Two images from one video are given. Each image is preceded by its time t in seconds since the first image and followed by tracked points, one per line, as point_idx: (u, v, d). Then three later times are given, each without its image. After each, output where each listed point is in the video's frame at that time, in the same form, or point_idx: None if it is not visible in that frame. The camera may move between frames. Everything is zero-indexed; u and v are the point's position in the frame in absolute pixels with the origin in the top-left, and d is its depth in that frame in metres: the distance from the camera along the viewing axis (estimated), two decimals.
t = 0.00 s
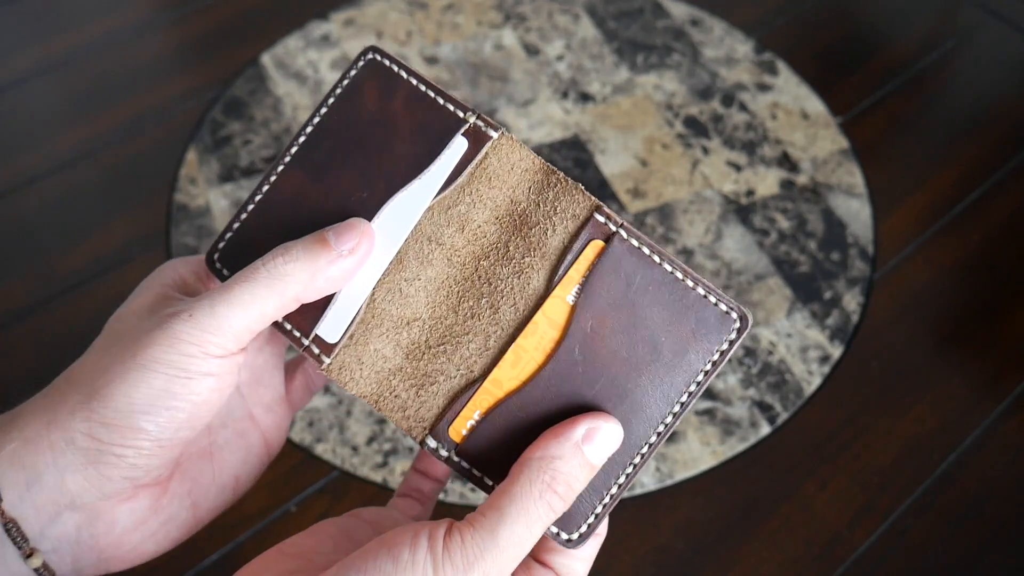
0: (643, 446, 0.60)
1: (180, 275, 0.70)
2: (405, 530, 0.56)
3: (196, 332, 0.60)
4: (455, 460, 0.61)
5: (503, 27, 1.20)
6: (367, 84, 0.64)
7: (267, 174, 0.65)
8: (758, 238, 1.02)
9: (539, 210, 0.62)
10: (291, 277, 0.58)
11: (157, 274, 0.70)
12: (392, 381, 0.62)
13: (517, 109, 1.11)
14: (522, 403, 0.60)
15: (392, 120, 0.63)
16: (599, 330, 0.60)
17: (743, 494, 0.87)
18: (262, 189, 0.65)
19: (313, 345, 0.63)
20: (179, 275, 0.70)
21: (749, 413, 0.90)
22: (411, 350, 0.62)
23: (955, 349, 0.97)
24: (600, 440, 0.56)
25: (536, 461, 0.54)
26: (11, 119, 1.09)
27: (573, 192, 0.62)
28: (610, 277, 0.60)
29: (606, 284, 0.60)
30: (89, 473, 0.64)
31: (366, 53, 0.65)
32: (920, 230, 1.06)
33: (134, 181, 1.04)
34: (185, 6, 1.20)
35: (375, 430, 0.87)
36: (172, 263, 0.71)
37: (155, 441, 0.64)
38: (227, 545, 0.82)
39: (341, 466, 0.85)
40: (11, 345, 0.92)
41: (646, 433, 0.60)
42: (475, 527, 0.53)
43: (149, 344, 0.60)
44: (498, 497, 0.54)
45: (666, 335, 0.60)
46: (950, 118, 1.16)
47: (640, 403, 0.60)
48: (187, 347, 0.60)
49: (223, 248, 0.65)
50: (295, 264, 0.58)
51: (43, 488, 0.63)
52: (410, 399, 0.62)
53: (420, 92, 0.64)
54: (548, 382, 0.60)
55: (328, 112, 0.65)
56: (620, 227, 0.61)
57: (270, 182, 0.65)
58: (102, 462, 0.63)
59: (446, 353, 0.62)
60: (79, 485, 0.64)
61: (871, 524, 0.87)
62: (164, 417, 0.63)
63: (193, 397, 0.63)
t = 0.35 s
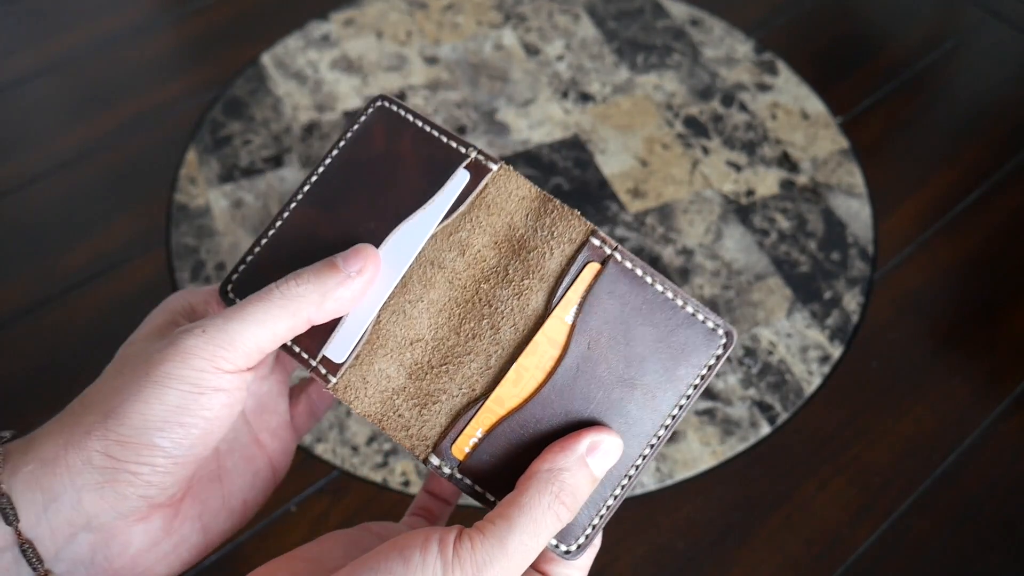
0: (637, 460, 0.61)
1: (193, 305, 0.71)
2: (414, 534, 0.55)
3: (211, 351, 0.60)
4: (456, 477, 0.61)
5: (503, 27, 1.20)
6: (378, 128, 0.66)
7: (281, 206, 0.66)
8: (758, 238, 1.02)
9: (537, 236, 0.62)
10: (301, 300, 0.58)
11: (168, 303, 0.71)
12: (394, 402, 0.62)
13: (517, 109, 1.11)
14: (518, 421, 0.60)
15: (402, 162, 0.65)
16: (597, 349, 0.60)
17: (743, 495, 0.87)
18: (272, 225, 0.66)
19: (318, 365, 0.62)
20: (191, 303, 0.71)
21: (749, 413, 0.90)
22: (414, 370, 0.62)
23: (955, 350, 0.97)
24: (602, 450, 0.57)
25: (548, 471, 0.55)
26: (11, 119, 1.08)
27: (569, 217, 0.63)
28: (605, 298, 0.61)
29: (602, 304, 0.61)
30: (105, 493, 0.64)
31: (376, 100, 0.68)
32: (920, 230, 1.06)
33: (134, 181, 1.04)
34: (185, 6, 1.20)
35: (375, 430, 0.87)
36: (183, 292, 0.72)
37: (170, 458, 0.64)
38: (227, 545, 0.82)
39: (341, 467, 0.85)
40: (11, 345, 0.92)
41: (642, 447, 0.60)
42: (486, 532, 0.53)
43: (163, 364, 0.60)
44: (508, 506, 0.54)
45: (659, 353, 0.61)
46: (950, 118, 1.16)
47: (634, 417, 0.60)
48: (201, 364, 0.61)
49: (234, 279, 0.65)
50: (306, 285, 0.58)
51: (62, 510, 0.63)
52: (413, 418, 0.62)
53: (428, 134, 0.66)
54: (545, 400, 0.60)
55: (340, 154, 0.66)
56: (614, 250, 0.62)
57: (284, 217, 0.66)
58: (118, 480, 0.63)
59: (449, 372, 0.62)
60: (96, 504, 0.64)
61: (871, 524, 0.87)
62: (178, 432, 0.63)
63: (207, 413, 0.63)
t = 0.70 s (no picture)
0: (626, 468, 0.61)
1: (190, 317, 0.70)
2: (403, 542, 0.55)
3: (206, 362, 0.60)
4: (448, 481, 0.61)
5: (503, 27, 1.20)
6: (366, 136, 0.66)
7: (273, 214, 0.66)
8: (758, 237, 1.02)
9: (527, 248, 0.62)
10: (296, 313, 0.58)
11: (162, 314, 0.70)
12: (387, 410, 0.62)
13: (517, 109, 1.11)
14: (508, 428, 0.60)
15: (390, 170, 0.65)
16: (584, 358, 0.60)
17: (743, 495, 0.87)
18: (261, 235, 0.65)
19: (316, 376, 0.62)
20: (186, 314, 0.70)
21: (748, 413, 0.90)
22: (406, 379, 0.62)
23: (956, 349, 0.97)
24: (588, 456, 0.57)
25: (532, 477, 0.55)
26: (11, 120, 1.08)
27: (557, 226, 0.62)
28: (592, 308, 0.61)
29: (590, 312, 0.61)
30: (99, 500, 0.63)
31: (364, 106, 0.67)
32: (920, 230, 1.06)
33: (134, 181, 1.04)
34: (185, 6, 1.20)
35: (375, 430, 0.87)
36: (176, 303, 0.71)
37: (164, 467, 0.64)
38: (228, 545, 0.82)
39: (341, 467, 0.85)
40: (12, 345, 0.92)
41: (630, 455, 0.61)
42: (473, 539, 0.53)
43: (160, 373, 0.60)
44: (494, 512, 0.54)
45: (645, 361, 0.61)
46: (950, 118, 1.16)
47: (623, 426, 0.60)
48: (196, 374, 0.60)
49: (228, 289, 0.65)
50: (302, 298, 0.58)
51: (54, 518, 0.62)
52: (405, 425, 0.62)
53: (416, 142, 0.65)
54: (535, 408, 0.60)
55: (329, 161, 0.66)
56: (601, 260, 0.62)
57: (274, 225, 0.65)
58: (112, 487, 0.63)
59: (440, 381, 0.62)
60: (91, 511, 0.63)
61: (871, 524, 0.87)
62: (173, 441, 0.63)
63: (202, 422, 0.63)
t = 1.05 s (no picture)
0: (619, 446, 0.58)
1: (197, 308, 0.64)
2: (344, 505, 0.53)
3: (221, 373, 0.57)
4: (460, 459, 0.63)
5: (503, 27, 1.20)
6: (369, 120, 0.59)
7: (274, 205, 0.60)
8: (758, 237, 1.02)
9: (536, 232, 0.62)
10: (318, 322, 0.56)
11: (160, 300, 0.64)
12: (411, 391, 0.63)
13: (517, 109, 1.11)
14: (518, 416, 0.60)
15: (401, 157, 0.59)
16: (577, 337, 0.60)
17: (743, 494, 0.87)
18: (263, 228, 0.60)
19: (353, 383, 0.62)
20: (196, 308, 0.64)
21: (749, 413, 0.90)
22: (429, 362, 0.63)
23: (956, 350, 0.97)
24: (504, 381, 0.51)
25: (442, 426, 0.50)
26: (11, 120, 1.08)
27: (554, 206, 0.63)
28: (590, 281, 0.60)
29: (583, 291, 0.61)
30: (109, 506, 0.61)
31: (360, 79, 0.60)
32: (920, 230, 1.06)
33: (133, 181, 1.04)
34: (185, 6, 1.20)
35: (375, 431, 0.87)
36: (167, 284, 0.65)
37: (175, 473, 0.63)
38: (228, 545, 0.82)
39: (341, 467, 0.85)
40: (11, 345, 0.92)
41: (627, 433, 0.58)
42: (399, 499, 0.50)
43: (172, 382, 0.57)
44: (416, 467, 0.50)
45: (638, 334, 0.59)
46: (950, 118, 1.16)
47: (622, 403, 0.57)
48: (211, 383, 0.57)
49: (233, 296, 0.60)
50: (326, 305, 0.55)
51: (61, 525, 0.60)
52: (428, 403, 0.63)
53: (428, 128, 0.59)
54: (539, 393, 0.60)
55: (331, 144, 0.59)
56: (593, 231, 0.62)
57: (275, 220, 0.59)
58: (123, 494, 0.61)
59: (461, 363, 0.63)
60: (100, 517, 0.62)
61: (871, 524, 0.87)
62: (186, 450, 0.61)
63: (216, 432, 0.61)
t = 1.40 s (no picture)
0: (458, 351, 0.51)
1: (280, 228, 0.64)
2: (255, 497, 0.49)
3: (200, 355, 0.52)
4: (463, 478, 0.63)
5: (503, 27, 1.20)
6: (366, 164, 0.61)
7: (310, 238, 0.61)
8: (758, 237, 1.02)
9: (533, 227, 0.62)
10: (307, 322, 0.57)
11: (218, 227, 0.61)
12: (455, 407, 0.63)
13: (517, 109, 1.11)
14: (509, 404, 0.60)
15: (409, 193, 0.62)
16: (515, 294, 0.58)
17: (743, 494, 0.87)
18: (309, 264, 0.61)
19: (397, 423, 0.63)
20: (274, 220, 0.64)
21: (748, 413, 0.90)
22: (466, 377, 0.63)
23: (956, 350, 0.97)
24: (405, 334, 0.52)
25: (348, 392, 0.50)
26: (12, 120, 1.08)
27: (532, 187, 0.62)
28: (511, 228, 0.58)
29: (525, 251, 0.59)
30: (61, 476, 0.58)
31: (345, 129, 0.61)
32: (920, 230, 1.06)
33: (134, 181, 1.04)
34: (185, 6, 1.20)
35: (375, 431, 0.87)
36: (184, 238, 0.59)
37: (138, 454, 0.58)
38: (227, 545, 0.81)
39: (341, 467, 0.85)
40: (11, 345, 0.92)
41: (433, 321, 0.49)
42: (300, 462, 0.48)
43: (147, 359, 0.52)
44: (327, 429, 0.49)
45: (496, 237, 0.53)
46: (950, 118, 1.16)
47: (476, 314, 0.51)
48: (191, 365, 0.52)
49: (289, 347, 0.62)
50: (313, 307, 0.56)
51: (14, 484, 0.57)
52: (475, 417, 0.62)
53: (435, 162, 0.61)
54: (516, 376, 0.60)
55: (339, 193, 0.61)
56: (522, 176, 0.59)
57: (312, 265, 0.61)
58: (78, 469, 0.57)
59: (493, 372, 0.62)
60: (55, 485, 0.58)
61: (871, 524, 0.87)
62: (156, 431, 0.56)
63: (187, 420, 0.57)
